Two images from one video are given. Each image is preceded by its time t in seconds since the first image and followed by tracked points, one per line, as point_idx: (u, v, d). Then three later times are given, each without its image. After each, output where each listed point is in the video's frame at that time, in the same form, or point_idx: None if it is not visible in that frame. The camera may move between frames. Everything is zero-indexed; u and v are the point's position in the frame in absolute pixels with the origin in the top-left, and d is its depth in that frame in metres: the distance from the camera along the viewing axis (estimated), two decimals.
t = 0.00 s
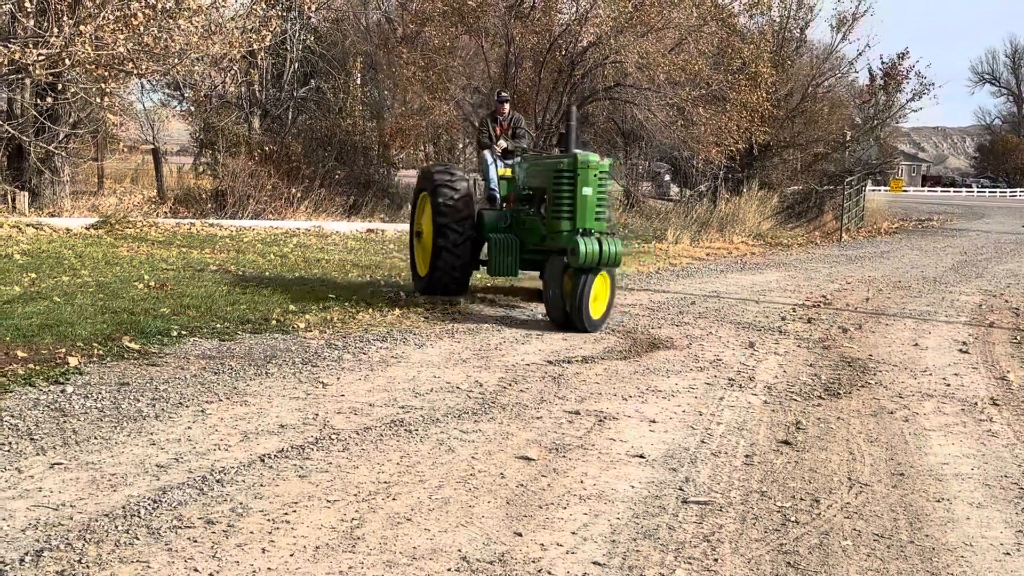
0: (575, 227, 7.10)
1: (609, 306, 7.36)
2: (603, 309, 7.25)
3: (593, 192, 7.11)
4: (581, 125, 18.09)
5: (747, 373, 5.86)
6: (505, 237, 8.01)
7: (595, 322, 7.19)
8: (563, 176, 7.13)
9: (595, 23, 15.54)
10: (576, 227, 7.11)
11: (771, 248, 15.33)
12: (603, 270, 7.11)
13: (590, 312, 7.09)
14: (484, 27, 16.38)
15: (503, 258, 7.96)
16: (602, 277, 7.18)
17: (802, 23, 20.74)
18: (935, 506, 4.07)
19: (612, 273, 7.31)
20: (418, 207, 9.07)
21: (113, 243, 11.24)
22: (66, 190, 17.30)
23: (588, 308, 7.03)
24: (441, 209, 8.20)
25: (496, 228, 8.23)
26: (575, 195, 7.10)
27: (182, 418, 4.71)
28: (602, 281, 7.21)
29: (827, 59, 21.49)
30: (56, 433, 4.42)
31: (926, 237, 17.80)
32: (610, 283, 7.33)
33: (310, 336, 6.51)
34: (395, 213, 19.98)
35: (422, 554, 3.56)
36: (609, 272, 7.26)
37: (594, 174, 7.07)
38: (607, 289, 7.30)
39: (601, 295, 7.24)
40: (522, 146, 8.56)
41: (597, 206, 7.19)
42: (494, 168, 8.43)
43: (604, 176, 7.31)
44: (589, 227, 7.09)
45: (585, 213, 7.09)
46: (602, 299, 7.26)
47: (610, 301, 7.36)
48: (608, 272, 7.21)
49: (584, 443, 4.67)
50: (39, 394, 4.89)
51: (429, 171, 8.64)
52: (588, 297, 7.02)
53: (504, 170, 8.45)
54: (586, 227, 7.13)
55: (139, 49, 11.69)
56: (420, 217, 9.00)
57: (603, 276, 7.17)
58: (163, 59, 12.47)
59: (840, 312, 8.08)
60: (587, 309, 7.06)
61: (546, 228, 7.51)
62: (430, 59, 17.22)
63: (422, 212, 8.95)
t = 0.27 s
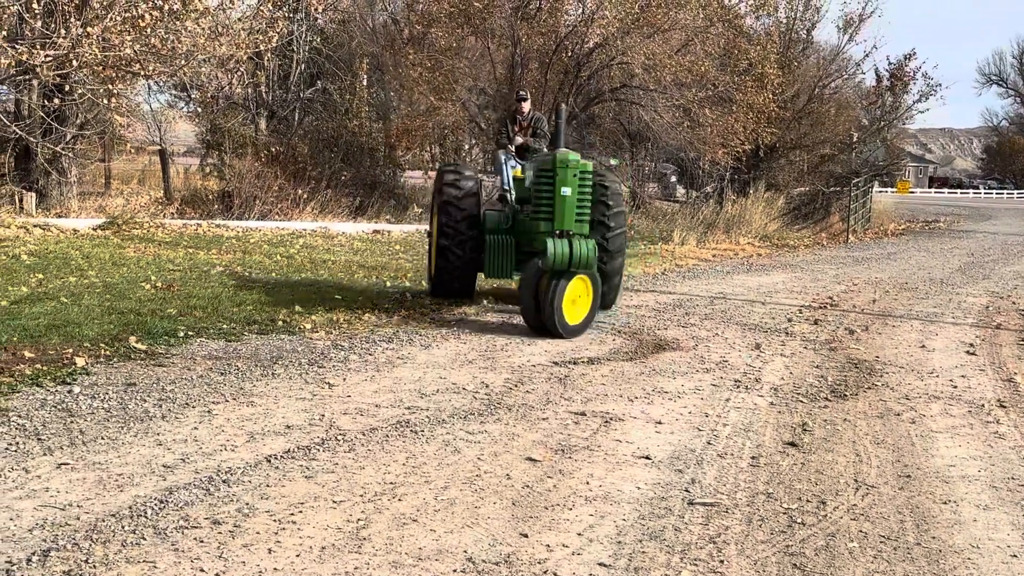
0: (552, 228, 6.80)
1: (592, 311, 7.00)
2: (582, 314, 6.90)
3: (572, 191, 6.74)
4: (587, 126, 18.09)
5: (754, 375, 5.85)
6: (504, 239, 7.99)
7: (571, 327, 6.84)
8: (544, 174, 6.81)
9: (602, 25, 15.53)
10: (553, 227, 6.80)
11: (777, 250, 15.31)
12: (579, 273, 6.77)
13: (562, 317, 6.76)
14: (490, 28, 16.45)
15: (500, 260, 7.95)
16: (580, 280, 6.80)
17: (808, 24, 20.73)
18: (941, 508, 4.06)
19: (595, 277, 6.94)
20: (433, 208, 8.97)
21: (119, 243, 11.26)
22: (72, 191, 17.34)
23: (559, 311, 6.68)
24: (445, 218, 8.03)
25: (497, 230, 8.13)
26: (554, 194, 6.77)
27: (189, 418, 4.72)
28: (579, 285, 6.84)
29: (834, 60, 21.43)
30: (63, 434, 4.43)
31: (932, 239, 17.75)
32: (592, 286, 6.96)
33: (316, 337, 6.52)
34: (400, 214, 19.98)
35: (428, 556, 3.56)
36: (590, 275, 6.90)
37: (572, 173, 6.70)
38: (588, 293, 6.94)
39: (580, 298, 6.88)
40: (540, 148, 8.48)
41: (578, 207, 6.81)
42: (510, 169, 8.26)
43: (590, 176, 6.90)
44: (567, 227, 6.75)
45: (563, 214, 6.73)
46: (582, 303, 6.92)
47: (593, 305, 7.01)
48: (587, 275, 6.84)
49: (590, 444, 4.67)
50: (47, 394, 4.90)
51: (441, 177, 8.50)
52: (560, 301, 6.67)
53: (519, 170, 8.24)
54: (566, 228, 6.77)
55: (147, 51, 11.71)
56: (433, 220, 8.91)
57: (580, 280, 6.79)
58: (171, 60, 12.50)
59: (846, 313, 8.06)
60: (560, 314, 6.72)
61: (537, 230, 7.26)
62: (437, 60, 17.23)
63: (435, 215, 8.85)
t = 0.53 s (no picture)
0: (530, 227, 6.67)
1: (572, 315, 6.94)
2: (561, 319, 6.86)
3: (552, 192, 6.59)
4: (594, 128, 18.09)
5: (760, 377, 5.85)
6: (499, 241, 7.59)
7: (547, 331, 6.79)
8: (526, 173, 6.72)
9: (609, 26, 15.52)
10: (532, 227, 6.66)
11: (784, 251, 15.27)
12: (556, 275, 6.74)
13: (539, 322, 6.73)
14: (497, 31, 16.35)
15: (497, 266, 7.53)
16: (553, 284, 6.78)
17: (815, 26, 20.74)
18: (949, 510, 4.05)
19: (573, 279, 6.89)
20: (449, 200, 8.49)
21: (126, 244, 11.28)
22: (80, 192, 17.39)
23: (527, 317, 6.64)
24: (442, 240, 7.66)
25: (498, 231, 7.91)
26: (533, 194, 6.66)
27: (196, 419, 4.73)
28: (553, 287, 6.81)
29: (840, 62, 21.42)
30: (71, 434, 4.44)
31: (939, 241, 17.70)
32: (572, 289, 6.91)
33: (323, 338, 6.52)
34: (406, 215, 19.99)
35: (435, 557, 3.56)
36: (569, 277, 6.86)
37: (550, 174, 6.56)
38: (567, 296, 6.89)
39: (557, 301, 6.84)
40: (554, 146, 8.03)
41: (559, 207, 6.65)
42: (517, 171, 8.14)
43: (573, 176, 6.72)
44: (546, 229, 6.57)
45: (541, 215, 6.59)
46: (561, 308, 6.88)
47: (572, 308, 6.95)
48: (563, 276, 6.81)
49: (597, 445, 4.66)
50: (54, 394, 4.91)
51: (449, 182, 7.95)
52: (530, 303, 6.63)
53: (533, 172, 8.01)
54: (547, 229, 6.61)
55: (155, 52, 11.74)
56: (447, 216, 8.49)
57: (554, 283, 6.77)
58: (180, 61, 12.54)
59: (854, 315, 8.04)
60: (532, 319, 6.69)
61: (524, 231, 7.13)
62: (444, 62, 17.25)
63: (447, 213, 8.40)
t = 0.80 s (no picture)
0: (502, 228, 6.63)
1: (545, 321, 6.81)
2: (532, 325, 6.72)
3: (524, 192, 6.54)
4: (603, 130, 18.07)
5: (770, 380, 5.83)
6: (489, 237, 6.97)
7: (516, 336, 6.63)
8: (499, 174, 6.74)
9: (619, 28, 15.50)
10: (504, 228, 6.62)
11: (794, 254, 15.23)
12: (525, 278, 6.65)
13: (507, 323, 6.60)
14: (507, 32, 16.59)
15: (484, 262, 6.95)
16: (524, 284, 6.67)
17: (825, 27, 20.69)
18: (959, 514, 4.03)
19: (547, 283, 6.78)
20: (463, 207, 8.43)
21: (137, 246, 11.32)
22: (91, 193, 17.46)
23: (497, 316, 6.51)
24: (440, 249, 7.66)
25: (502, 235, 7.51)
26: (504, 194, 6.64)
27: (206, 420, 4.74)
28: (524, 289, 6.70)
29: (850, 63, 21.38)
30: (82, 435, 4.45)
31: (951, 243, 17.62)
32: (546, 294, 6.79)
33: (332, 340, 6.53)
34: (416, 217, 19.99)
35: (443, 559, 3.56)
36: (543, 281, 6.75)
37: (521, 173, 6.55)
38: (539, 301, 6.78)
39: (528, 305, 6.71)
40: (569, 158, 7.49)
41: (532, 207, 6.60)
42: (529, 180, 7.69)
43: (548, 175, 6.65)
44: (516, 229, 6.53)
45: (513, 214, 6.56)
46: (532, 312, 6.75)
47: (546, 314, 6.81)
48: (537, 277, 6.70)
49: (607, 447, 4.66)
50: (66, 396, 4.93)
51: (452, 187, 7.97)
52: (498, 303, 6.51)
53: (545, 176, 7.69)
54: (521, 229, 6.56)
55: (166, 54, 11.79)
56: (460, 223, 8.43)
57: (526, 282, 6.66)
58: (191, 64, 12.59)
59: (864, 318, 8.01)
60: (500, 318, 6.55)
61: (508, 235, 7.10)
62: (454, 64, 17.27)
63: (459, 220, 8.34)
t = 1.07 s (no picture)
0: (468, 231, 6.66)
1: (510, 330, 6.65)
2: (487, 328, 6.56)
3: (488, 192, 6.56)
4: (616, 132, 18.04)
5: (785, 384, 5.81)
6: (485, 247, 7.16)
7: (474, 340, 6.51)
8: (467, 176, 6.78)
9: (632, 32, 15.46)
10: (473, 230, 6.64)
11: (808, 256, 15.19)
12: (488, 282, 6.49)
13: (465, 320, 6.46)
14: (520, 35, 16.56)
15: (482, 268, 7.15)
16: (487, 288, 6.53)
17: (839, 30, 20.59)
18: (975, 518, 4.01)
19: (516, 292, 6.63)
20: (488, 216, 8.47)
21: (151, 248, 11.37)
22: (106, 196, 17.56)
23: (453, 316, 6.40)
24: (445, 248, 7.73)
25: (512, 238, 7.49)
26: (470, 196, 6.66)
27: (221, 422, 4.75)
28: (491, 294, 6.57)
29: (863, 66, 21.33)
30: (96, 437, 4.47)
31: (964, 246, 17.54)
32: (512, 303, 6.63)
33: (345, 343, 6.56)
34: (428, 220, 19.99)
35: (457, 562, 3.55)
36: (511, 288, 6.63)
37: (485, 173, 6.57)
38: (505, 310, 6.62)
39: (491, 312, 6.57)
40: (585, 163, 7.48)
41: (498, 208, 6.60)
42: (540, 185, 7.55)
43: (515, 175, 6.62)
44: (480, 230, 6.56)
45: (479, 216, 6.58)
46: (496, 321, 6.61)
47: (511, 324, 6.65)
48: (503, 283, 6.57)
49: (620, 451, 4.65)
50: (80, 398, 4.95)
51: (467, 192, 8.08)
52: (457, 304, 6.38)
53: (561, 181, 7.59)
54: (485, 231, 6.59)
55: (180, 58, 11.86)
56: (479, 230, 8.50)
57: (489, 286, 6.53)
58: (206, 68, 12.65)
59: (878, 321, 7.99)
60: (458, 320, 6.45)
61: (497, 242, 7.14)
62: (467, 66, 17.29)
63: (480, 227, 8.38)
